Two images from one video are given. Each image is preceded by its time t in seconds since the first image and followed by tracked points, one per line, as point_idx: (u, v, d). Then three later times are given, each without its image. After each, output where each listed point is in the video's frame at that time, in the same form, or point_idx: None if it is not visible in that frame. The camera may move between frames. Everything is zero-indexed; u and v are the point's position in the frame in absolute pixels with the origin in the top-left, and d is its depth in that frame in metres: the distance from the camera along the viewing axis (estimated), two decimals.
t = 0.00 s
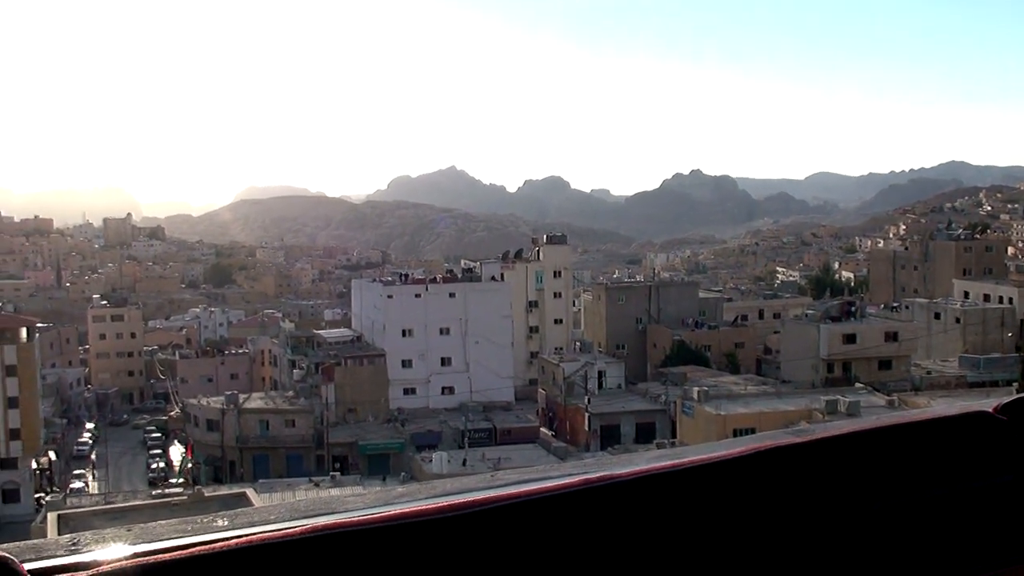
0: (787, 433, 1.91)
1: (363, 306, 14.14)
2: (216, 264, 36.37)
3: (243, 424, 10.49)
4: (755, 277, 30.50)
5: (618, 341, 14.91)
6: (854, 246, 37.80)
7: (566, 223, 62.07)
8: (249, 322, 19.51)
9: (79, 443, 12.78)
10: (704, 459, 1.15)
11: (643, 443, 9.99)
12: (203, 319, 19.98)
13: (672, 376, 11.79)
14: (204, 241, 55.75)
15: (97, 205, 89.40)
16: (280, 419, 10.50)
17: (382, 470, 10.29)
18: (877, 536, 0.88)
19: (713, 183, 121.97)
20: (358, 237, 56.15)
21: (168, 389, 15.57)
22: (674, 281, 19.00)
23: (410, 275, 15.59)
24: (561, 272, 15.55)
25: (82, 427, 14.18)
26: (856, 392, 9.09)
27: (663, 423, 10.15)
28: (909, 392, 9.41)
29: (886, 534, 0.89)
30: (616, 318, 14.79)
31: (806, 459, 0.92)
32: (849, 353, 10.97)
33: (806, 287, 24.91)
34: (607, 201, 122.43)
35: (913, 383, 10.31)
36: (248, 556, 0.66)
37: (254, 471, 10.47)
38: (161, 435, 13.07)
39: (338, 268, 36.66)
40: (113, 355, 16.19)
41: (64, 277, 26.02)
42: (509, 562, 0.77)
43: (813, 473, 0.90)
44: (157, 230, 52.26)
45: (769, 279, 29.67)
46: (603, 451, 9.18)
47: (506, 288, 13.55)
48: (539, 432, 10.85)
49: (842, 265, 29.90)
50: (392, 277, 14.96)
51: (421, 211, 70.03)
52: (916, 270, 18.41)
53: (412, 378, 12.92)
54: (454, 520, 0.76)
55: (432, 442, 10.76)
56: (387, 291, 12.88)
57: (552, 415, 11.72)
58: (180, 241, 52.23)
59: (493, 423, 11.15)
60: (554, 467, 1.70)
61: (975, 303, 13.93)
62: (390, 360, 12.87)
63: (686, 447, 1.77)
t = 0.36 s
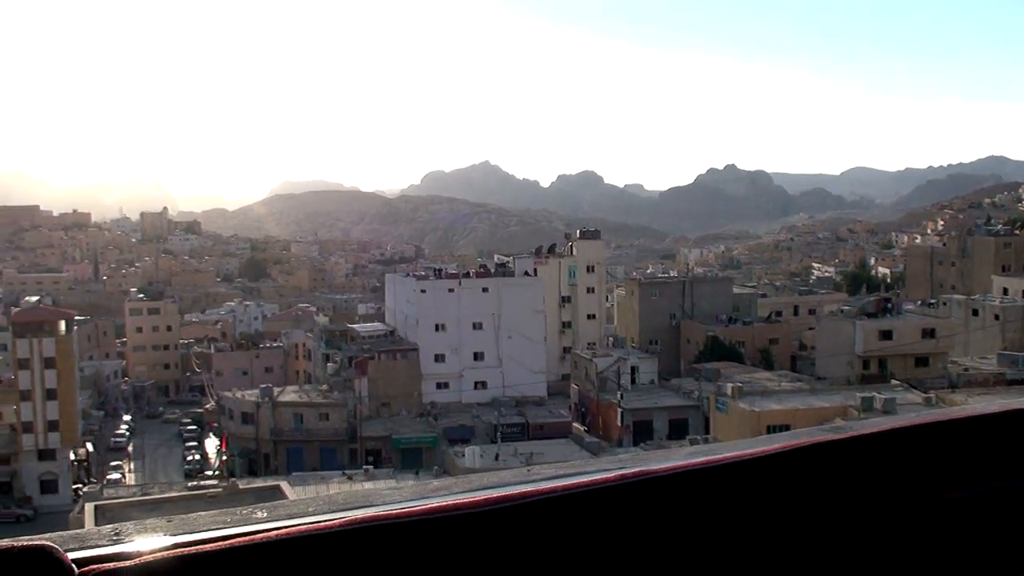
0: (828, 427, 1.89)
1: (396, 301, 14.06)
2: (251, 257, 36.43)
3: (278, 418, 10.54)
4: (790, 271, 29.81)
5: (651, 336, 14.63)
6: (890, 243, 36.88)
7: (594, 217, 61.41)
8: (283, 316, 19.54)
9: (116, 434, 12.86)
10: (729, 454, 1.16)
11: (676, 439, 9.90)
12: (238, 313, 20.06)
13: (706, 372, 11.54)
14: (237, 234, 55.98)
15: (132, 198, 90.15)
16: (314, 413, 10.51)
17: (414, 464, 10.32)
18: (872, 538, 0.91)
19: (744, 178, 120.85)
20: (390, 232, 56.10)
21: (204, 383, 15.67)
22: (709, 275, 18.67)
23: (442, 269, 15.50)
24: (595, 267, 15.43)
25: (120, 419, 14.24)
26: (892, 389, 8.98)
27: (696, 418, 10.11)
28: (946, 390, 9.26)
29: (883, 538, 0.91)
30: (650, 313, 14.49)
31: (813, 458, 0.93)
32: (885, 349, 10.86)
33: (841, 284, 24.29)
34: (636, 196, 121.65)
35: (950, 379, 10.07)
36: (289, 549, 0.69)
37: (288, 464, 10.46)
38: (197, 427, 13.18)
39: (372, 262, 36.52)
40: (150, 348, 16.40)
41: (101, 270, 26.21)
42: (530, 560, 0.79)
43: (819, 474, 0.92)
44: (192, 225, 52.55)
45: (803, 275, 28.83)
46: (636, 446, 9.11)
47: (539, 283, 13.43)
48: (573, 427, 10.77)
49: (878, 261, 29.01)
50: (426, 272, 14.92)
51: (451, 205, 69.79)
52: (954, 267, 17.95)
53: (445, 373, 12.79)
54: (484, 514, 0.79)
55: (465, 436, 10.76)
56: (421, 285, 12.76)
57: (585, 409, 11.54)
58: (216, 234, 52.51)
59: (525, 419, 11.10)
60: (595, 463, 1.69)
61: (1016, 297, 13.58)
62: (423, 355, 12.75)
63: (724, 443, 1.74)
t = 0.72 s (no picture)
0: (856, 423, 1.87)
1: (416, 293, 14.08)
2: (272, 247, 36.43)
3: (297, 408, 10.52)
4: (811, 266, 29.44)
5: (670, 330, 14.57)
6: (913, 238, 36.36)
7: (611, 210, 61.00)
8: (303, 306, 19.55)
9: (137, 422, 12.90)
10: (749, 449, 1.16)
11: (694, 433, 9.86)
12: (259, 302, 20.09)
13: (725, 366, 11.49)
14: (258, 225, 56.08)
15: (153, 187, 90.44)
16: (333, 403, 10.54)
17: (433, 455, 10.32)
18: (883, 534, 0.90)
19: (763, 172, 120.32)
20: (409, 223, 56.02)
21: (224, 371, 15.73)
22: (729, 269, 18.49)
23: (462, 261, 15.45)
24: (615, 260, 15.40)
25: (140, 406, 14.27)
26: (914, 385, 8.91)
27: (715, 413, 10.02)
28: (970, 386, 9.18)
29: (894, 540, 0.90)
30: (669, 307, 14.45)
31: (828, 453, 0.93)
32: (907, 346, 10.81)
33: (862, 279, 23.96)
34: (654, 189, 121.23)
35: (972, 376, 9.99)
36: (307, 541, 0.70)
37: (307, 454, 10.50)
38: (216, 416, 13.21)
39: (392, 252, 36.40)
40: (171, 337, 16.64)
41: (122, 259, 26.29)
42: (533, 551, 0.80)
43: (827, 471, 0.92)
44: (213, 215, 52.64)
45: (824, 270, 28.38)
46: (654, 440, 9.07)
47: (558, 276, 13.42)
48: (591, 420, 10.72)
49: (900, 256, 28.56)
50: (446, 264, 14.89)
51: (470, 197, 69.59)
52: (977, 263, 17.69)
53: (464, 365, 12.81)
54: (502, 507, 0.79)
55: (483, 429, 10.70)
56: (441, 277, 12.80)
57: (603, 403, 11.49)
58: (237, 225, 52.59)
59: (544, 410, 11.04)
60: (618, 455, 1.68)
61: None
62: (442, 347, 12.76)
63: (750, 437, 1.72)
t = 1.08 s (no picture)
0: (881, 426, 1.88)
1: (434, 292, 14.09)
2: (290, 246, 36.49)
3: (315, 406, 10.54)
4: (830, 265, 29.15)
5: (688, 329, 14.53)
6: (933, 236, 35.96)
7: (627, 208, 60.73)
8: (321, 304, 19.57)
9: (156, 419, 12.96)
10: (769, 450, 1.17)
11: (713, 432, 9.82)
12: (277, 301, 20.15)
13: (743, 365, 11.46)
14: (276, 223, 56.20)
15: (172, 185, 90.85)
16: (351, 401, 10.53)
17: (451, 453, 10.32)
18: (898, 534, 0.91)
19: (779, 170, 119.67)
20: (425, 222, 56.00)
21: (243, 369, 15.74)
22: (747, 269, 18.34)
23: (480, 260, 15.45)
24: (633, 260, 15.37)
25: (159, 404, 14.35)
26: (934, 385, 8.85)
27: (733, 412, 10.00)
28: (991, 387, 9.12)
29: (908, 546, 0.91)
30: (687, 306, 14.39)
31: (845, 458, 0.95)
32: (926, 345, 10.76)
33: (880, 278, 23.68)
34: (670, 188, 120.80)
35: (992, 377, 9.93)
36: (332, 539, 0.71)
37: (325, 452, 10.50)
38: (235, 415, 13.25)
39: (410, 251, 36.35)
40: (190, 335, 16.68)
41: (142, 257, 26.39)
42: (552, 550, 0.81)
43: (845, 473, 0.93)
44: (232, 213, 52.78)
45: (843, 268, 28.04)
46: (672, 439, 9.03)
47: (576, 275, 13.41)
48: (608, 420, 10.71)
49: (920, 256, 28.26)
50: (463, 262, 14.86)
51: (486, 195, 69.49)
52: (997, 262, 17.45)
53: (482, 363, 12.78)
54: (526, 506, 0.80)
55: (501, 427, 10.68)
56: (459, 276, 12.80)
57: (620, 402, 11.47)
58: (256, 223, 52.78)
59: (561, 409, 11.03)
60: (639, 455, 1.70)
61: None
62: (460, 345, 12.74)
63: (772, 439, 1.73)
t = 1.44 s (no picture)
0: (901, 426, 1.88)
1: (447, 290, 14.07)
2: (303, 245, 36.50)
3: (329, 404, 10.55)
4: (846, 264, 28.92)
5: (703, 327, 14.45)
6: (949, 236, 35.67)
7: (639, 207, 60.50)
8: (336, 303, 19.56)
9: (171, 418, 13.00)
10: (787, 448, 1.17)
11: (727, 432, 9.81)
12: (291, 299, 20.17)
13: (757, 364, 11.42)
14: (289, 221, 56.21)
15: (185, 184, 91.05)
16: (365, 400, 10.54)
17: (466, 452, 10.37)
18: (910, 538, 0.91)
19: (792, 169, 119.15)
20: (437, 220, 55.95)
21: (257, 368, 15.77)
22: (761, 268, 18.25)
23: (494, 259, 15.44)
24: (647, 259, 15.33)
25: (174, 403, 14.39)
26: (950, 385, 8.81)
27: (747, 411, 10.01)
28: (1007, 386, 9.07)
29: (925, 547, 0.91)
30: (702, 305, 14.33)
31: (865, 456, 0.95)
32: (941, 345, 10.71)
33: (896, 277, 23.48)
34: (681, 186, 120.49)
35: (1009, 377, 9.88)
36: (352, 537, 0.71)
37: (339, 452, 10.44)
38: (249, 413, 13.29)
39: (424, 250, 36.28)
40: (205, 334, 16.73)
41: (157, 255, 26.44)
42: (572, 553, 0.80)
43: (860, 473, 0.93)
44: (246, 212, 52.83)
45: (859, 267, 27.84)
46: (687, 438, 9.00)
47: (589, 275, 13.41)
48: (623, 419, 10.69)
49: (936, 254, 28.04)
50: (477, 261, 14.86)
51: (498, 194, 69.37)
52: (1014, 261, 17.28)
53: (497, 362, 12.73)
54: (546, 505, 0.80)
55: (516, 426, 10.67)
56: (473, 275, 12.79)
57: (635, 401, 11.45)
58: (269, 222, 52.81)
59: (575, 407, 11.01)
60: (658, 453, 1.70)
61: None
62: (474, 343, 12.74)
63: (791, 438, 1.72)
